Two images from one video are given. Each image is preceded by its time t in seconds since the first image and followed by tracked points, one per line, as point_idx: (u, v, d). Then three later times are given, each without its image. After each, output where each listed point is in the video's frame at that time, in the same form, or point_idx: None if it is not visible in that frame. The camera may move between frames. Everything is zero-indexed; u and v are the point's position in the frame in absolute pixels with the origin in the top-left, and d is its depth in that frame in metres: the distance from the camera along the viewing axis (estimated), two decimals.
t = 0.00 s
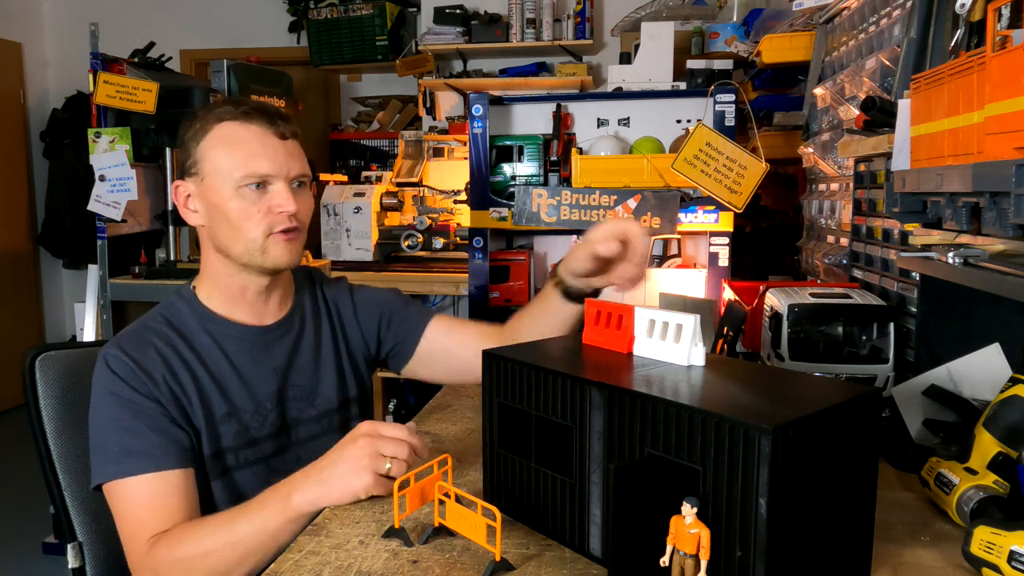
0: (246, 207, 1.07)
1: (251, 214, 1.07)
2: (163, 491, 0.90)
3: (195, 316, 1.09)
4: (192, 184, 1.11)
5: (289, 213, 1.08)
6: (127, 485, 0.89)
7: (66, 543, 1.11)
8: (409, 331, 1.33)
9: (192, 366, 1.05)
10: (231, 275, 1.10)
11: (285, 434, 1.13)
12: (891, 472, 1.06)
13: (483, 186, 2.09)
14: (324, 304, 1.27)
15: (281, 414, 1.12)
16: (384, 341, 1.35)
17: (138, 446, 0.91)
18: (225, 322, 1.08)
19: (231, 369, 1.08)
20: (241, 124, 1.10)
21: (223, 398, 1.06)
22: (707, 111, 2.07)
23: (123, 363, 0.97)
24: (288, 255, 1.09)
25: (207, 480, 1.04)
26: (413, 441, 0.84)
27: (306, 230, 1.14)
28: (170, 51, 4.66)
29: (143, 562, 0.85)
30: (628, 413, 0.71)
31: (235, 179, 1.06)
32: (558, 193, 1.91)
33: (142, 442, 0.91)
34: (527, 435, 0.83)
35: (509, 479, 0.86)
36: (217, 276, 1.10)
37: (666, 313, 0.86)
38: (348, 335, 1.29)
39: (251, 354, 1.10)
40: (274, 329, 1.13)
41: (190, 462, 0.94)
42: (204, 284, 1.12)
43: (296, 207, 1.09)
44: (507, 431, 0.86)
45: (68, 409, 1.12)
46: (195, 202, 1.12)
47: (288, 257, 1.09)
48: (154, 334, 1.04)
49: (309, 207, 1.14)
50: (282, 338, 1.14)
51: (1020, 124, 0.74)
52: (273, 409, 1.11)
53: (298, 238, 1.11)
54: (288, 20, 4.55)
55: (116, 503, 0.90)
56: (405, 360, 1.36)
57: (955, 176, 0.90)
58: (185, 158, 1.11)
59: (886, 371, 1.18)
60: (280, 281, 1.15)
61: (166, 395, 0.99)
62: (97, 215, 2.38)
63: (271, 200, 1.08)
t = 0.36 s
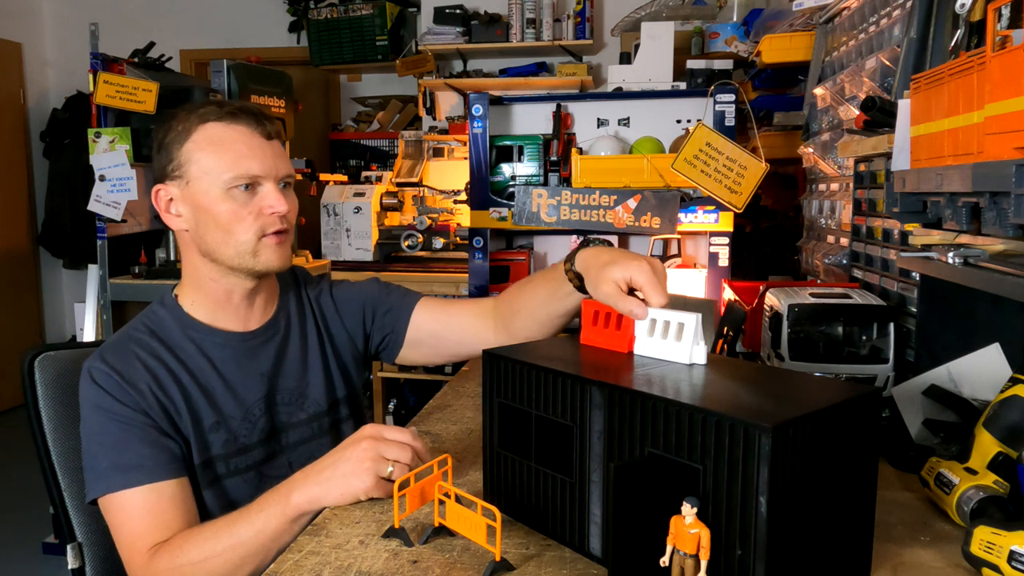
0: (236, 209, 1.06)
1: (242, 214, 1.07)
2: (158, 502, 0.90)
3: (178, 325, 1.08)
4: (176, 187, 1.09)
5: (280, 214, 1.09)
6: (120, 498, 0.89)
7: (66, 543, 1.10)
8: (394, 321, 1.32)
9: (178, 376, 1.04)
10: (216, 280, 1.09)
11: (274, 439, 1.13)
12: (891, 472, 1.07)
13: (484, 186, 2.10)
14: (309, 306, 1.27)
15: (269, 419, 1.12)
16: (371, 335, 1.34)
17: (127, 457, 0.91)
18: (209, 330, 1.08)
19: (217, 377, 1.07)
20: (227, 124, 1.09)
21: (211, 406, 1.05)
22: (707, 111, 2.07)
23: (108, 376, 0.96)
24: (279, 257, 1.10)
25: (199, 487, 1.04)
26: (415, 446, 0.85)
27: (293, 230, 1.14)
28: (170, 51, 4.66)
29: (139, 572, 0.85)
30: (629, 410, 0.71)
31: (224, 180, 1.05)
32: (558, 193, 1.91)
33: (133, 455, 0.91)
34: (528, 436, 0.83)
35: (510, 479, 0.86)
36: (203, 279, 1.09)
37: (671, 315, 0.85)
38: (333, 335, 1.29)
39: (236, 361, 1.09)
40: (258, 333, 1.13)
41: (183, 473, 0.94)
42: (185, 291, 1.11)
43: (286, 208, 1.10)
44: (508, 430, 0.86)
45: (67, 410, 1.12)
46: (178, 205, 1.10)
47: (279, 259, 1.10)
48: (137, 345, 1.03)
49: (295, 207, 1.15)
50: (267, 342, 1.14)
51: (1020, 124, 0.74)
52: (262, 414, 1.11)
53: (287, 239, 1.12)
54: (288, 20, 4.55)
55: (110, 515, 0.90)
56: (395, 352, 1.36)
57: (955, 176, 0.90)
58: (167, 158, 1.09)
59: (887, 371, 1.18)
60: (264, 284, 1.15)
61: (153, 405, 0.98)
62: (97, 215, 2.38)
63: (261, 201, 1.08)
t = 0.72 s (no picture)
0: (233, 213, 1.06)
1: (241, 216, 1.07)
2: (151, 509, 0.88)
3: (167, 328, 1.08)
4: (174, 184, 1.08)
5: (277, 220, 1.09)
6: (112, 507, 0.87)
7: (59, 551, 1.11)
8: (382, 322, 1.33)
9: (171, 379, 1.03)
10: (208, 284, 1.09)
11: (268, 440, 1.13)
12: (891, 472, 1.07)
13: (484, 186, 2.09)
14: (297, 308, 1.27)
15: (264, 420, 1.13)
16: (358, 333, 1.34)
17: (119, 464, 0.88)
18: (199, 332, 1.08)
19: (210, 379, 1.07)
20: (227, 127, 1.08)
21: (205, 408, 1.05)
22: (707, 111, 2.07)
23: (102, 381, 0.95)
24: (273, 264, 1.10)
25: (198, 492, 1.03)
26: (418, 449, 0.84)
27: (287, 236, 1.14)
28: (170, 51, 4.66)
29: None
30: (629, 411, 0.71)
31: (222, 183, 1.05)
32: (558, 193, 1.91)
33: (125, 463, 0.89)
34: (528, 435, 0.83)
35: (509, 479, 0.86)
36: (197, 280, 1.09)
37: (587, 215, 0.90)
38: (322, 333, 1.29)
39: (228, 363, 1.09)
40: (249, 335, 1.13)
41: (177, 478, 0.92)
42: (174, 294, 1.11)
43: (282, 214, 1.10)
44: (508, 430, 0.86)
45: (54, 416, 1.12)
46: (173, 206, 1.09)
47: (275, 266, 1.10)
48: (128, 348, 1.02)
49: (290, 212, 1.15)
50: (258, 344, 1.14)
51: (1021, 124, 0.74)
52: (256, 415, 1.11)
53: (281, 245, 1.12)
54: (288, 20, 4.55)
55: (100, 526, 0.87)
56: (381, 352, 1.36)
57: (955, 176, 0.90)
58: (167, 155, 1.09)
59: (887, 371, 1.18)
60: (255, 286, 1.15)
61: (148, 410, 0.97)
62: (97, 215, 2.39)
63: (258, 207, 1.08)
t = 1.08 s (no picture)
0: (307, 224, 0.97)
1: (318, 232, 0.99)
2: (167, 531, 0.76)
3: (194, 328, 0.93)
4: (261, 194, 0.92)
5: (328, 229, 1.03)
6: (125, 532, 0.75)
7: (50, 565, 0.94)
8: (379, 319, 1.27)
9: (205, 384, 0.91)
10: (246, 284, 0.96)
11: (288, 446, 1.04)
12: (891, 472, 1.07)
13: (484, 186, 2.09)
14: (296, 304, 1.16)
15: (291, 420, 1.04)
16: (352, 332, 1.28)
17: (153, 481, 0.77)
18: (232, 332, 0.95)
19: (245, 382, 0.96)
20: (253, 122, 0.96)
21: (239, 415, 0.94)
22: (707, 111, 2.07)
23: (131, 385, 0.81)
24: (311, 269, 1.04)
25: (224, 500, 0.94)
26: (417, 450, 0.82)
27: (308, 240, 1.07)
28: (170, 51, 4.66)
29: None
30: (628, 412, 0.71)
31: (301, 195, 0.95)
32: (558, 193, 1.91)
33: (155, 483, 0.77)
34: (528, 436, 0.83)
35: (509, 479, 0.86)
36: (230, 271, 0.94)
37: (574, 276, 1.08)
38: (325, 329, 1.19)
39: (261, 364, 0.98)
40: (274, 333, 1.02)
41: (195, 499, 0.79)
42: (189, 281, 0.95)
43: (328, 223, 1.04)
44: (508, 431, 0.86)
45: (41, 416, 0.94)
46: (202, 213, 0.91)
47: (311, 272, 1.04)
48: (151, 347, 0.88)
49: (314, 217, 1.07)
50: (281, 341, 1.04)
51: (1020, 124, 0.74)
52: (285, 416, 1.02)
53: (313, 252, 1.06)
54: (288, 20, 4.55)
55: (112, 546, 0.77)
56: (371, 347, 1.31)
57: (955, 176, 0.90)
58: (251, 157, 0.91)
59: (887, 371, 1.18)
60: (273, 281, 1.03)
61: (185, 417, 0.85)
62: (97, 215, 2.38)
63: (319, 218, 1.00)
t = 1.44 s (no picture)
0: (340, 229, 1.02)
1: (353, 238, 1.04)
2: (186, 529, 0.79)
3: (236, 323, 0.98)
4: (308, 201, 0.97)
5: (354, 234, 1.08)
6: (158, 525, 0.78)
7: None
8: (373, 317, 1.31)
9: (248, 378, 0.95)
10: (282, 288, 1.02)
11: (308, 442, 1.08)
12: (891, 472, 1.07)
13: (484, 186, 2.09)
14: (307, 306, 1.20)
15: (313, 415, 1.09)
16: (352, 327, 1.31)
17: (193, 483, 0.79)
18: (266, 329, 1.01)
19: (277, 378, 1.01)
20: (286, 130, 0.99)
21: (273, 409, 0.99)
22: (707, 111, 2.07)
23: (184, 378, 0.84)
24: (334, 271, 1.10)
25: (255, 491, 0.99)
26: (420, 451, 0.82)
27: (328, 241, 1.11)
28: (170, 51, 4.66)
29: None
30: (628, 413, 0.71)
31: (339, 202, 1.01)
32: (558, 193, 1.92)
33: (194, 484, 0.79)
34: (528, 435, 0.83)
35: (509, 479, 0.86)
36: (269, 273, 0.99)
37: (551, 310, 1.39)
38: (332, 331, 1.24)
39: (289, 361, 1.04)
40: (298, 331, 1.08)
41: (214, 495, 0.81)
42: (228, 278, 1.00)
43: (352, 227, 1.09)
44: (508, 431, 0.86)
45: (32, 427, 0.93)
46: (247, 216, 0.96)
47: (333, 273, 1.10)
48: (197, 339, 0.91)
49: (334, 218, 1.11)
50: (305, 340, 1.09)
51: (1020, 124, 0.74)
52: (307, 411, 1.07)
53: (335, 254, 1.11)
54: (288, 20, 4.55)
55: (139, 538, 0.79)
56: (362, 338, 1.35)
57: (956, 176, 0.90)
58: (301, 164, 0.96)
59: (887, 371, 1.18)
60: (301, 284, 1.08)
61: (234, 411, 0.88)
62: (97, 215, 2.39)
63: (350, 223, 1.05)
